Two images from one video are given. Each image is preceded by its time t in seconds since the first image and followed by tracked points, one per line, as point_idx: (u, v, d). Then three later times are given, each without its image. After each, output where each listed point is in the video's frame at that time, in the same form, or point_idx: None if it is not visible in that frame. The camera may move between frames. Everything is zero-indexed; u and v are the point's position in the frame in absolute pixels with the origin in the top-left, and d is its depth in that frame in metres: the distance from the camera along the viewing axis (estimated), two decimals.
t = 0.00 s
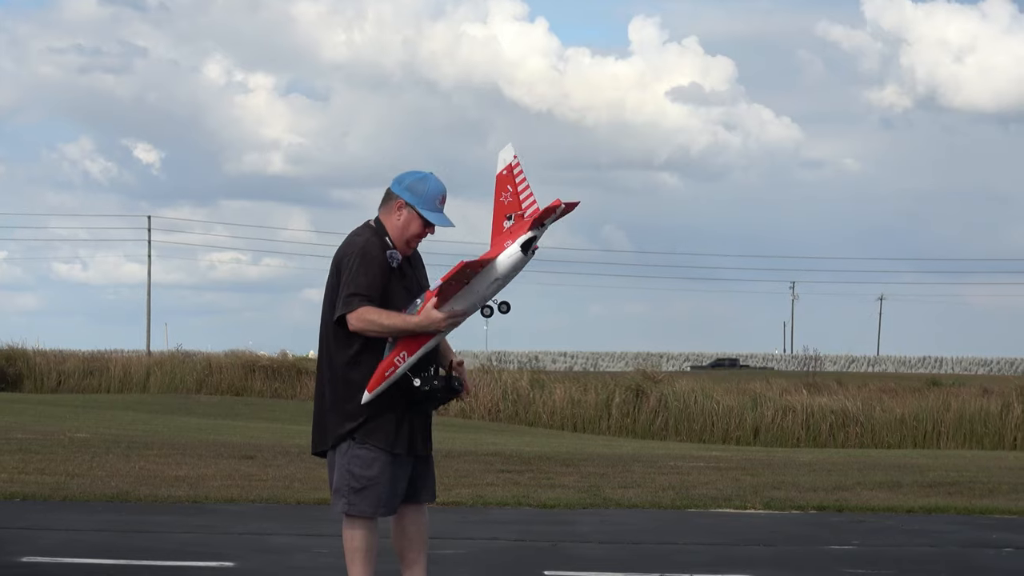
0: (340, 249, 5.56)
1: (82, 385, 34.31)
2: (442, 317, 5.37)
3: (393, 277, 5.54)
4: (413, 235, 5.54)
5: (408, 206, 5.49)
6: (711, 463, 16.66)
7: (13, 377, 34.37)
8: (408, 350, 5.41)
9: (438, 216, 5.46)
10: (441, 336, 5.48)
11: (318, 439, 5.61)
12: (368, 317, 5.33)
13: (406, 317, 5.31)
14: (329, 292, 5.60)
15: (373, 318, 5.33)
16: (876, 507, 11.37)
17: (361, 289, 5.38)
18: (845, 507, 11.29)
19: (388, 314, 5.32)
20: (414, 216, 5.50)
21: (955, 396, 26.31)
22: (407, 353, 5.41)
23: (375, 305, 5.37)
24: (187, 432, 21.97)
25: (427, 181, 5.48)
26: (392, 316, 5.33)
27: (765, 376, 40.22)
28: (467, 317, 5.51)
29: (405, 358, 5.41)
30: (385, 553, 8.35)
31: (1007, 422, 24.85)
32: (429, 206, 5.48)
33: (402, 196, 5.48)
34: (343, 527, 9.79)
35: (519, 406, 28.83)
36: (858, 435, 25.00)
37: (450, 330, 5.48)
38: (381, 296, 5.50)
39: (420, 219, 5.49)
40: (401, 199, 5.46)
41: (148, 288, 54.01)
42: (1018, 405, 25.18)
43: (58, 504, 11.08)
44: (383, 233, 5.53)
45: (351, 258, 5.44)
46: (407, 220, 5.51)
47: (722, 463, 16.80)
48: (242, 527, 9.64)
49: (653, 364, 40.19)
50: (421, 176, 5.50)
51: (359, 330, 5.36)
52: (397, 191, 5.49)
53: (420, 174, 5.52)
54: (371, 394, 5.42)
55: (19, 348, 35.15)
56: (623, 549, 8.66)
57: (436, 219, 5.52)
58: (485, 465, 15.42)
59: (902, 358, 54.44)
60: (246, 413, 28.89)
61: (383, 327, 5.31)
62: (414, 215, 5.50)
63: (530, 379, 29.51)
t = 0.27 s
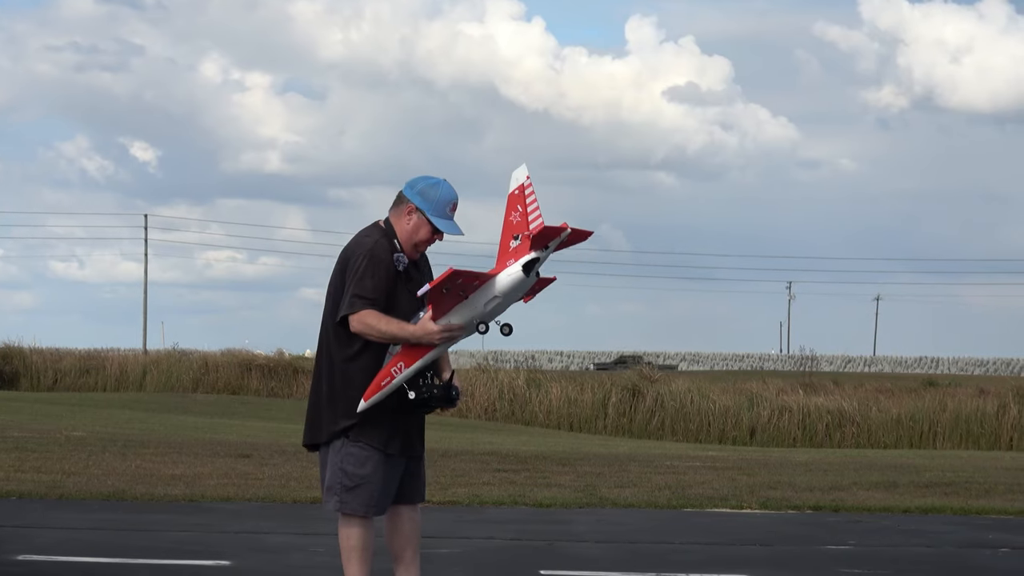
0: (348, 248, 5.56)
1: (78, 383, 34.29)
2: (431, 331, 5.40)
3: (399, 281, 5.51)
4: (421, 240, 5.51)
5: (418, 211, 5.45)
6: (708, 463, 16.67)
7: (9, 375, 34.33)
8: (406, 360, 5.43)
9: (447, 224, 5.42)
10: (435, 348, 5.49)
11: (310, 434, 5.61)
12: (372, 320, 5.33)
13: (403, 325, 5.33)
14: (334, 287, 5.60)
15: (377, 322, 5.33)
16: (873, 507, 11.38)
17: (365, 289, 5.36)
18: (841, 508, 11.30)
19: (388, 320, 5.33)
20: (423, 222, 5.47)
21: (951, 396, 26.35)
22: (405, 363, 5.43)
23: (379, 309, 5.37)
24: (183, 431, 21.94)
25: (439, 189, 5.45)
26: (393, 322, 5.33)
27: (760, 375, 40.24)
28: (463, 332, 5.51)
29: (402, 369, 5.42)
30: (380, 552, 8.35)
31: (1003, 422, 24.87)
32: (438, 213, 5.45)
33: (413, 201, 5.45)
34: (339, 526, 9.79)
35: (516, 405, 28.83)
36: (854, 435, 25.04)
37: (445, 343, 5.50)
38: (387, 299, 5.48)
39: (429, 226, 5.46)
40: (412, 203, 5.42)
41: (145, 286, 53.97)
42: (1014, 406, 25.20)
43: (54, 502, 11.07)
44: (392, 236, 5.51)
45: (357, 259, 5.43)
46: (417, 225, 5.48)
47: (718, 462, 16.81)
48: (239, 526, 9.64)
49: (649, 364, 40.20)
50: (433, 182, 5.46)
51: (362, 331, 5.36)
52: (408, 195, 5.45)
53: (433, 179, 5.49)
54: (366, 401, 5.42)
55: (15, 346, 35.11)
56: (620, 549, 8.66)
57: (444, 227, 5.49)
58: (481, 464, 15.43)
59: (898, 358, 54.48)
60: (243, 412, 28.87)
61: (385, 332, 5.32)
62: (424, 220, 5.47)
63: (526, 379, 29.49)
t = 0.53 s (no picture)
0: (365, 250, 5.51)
1: (76, 382, 34.27)
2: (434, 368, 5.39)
3: (411, 294, 5.48)
4: (441, 254, 5.45)
5: (440, 226, 5.39)
6: (706, 462, 16.67)
7: (6, 374, 34.30)
8: (407, 388, 5.42)
9: (468, 242, 5.36)
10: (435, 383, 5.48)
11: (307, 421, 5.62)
12: (381, 339, 5.29)
13: (408, 354, 5.30)
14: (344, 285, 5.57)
15: (385, 343, 5.29)
16: (870, 506, 11.39)
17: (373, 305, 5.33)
18: (839, 507, 11.31)
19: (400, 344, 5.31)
20: (444, 237, 5.41)
21: (949, 395, 26.36)
22: (406, 391, 5.42)
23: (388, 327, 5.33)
24: (180, 430, 21.92)
25: (464, 206, 5.37)
26: (400, 346, 5.30)
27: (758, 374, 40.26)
28: (464, 371, 5.51)
29: (403, 397, 5.42)
30: (378, 551, 8.35)
31: (1001, 421, 24.88)
32: (460, 228, 5.38)
33: (436, 215, 5.38)
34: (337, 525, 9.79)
35: (513, 404, 28.82)
36: (852, 434, 25.06)
37: (445, 379, 5.49)
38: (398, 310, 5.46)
39: (451, 242, 5.40)
40: (435, 218, 5.36)
41: (142, 285, 53.95)
42: (1011, 405, 25.20)
43: (51, 501, 11.07)
44: (411, 248, 5.46)
45: (372, 270, 5.39)
46: (439, 239, 5.42)
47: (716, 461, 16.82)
48: (237, 525, 9.63)
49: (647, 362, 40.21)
50: (459, 198, 5.39)
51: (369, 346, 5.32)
52: (433, 209, 5.39)
53: (459, 194, 5.42)
54: (367, 420, 5.44)
55: (12, 345, 35.08)
56: (617, 547, 8.68)
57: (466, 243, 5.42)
58: (479, 463, 15.44)
59: (895, 357, 54.50)
60: (240, 411, 28.85)
61: (392, 356, 5.29)
62: (445, 234, 5.41)
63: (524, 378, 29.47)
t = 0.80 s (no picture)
0: (388, 278, 5.39)
1: (72, 380, 34.24)
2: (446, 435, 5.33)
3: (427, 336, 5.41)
4: (461, 303, 5.34)
5: (463, 276, 5.27)
6: (703, 462, 16.68)
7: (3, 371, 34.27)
8: (408, 445, 5.40)
9: (488, 297, 5.22)
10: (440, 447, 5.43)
11: (300, 417, 5.68)
12: (394, 391, 5.23)
13: (421, 417, 5.25)
14: (359, 298, 5.49)
15: (397, 395, 5.23)
16: (867, 505, 11.39)
17: (388, 354, 5.24)
18: (836, 506, 11.31)
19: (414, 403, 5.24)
20: (466, 287, 5.29)
21: (946, 395, 26.38)
22: (407, 447, 5.41)
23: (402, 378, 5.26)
24: (177, 427, 21.91)
25: (490, 261, 5.22)
26: (412, 403, 5.24)
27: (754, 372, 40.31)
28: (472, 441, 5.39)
29: (403, 451, 5.41)
30: (375, 549, 8.34)
31: (997, 421, 24.91)
32: (483, 280, 5.24)
33: (460, 265, 5.25)
34: (333, 523, 9.77)
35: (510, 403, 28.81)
36: (848, 434, 25.10)
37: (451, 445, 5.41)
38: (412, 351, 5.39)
39: (472, 292, 5.28)
40: (460, 267, 5.23)
41: (139, 283, 53.92)
42: (1007, 405, 25.22)
43: (47, 498, 11.05)
44: (433, 292, 5.35)
45: (391, 311, 5.29)
46: (460, 288, 5.30)
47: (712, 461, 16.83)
48: (233, 523, 9.62)
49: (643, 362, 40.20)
50: (486, 250, 5.25)
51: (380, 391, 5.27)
52: (459, 259, 5.26)
53: (487, 245, 5.27)
54: (360, 467, 5.48)
55: (9, 342, 35.04)
56: (614, 546, 8.68)
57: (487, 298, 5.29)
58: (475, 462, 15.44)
59: (891, 357, 54.56)
60: (237, 409, 28.83)
61: (403, 411, 5.23)
62: (466, 285, 5.29)
63: (521, 376, 29.46)
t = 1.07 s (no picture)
0: (403, 293, 5.43)
1: (69, 353, 34.22)
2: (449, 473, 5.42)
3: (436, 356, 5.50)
4: (468, 326, 5.46)
5: (473, 302, 5.39)
6: (699, 435, 16.72)
7: None
8: (404, 473, 5.54)
9: (495, 325, 5.34)
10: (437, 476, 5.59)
11: (297, 390, 5.81)
12: (401, 419, 5.30)
13: (426, 452, 5.36)
14: (371, 301, 5.54)
15: (403, 425, 5.31)
16: (862, 478, 11.41)
17: (398, 378, 5.33)
18: (831, 479, 11.33)
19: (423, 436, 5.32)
20: (474, 313, 5.41)
21: (942, 369, 26.41)
22: (401, 474, 5.54)
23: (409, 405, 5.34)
24: (174, 400, 21.91)
25: (500, 289, 5.34)
26: (417, 435, 5.32)
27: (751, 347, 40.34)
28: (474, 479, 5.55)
29: (397, 476, 5.55)
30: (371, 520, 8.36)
31: (994, 395, 24.95)
32: (491, 310, 5.36)
33: (470, 291, 5.38)
34: (329, 495, 9.78)
35: (506, 377, 28.80)
36: (845, 408, 25.16)
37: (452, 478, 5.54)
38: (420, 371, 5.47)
39: (480, 320, 5.39)
40: (471, 294, 5.35)
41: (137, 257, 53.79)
42: (1003, 378, 25.25)
43: (43, 469, 11.06)
44: (443, 314, 5.45)
45: (403, 333, 5.35)
46: (468, 314, 5.43)
47: (708, 434, 16.86)
48: (229, 494, 9.63)
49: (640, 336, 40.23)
50: (499, 280, 5.37)
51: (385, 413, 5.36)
52: (469, 285, 5.38)
53: (499, 275, 5.39)
54: (350, 483, 5.51)
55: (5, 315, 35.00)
56: (609, 517, 8.69)
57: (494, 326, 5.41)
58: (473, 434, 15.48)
59: (888, 333, 54.59)
60: (234, 382, 28.82)
61: (406, 439, 5.31)
62: (475, 311, 5.41)
63: (518, 350, 29.44)
